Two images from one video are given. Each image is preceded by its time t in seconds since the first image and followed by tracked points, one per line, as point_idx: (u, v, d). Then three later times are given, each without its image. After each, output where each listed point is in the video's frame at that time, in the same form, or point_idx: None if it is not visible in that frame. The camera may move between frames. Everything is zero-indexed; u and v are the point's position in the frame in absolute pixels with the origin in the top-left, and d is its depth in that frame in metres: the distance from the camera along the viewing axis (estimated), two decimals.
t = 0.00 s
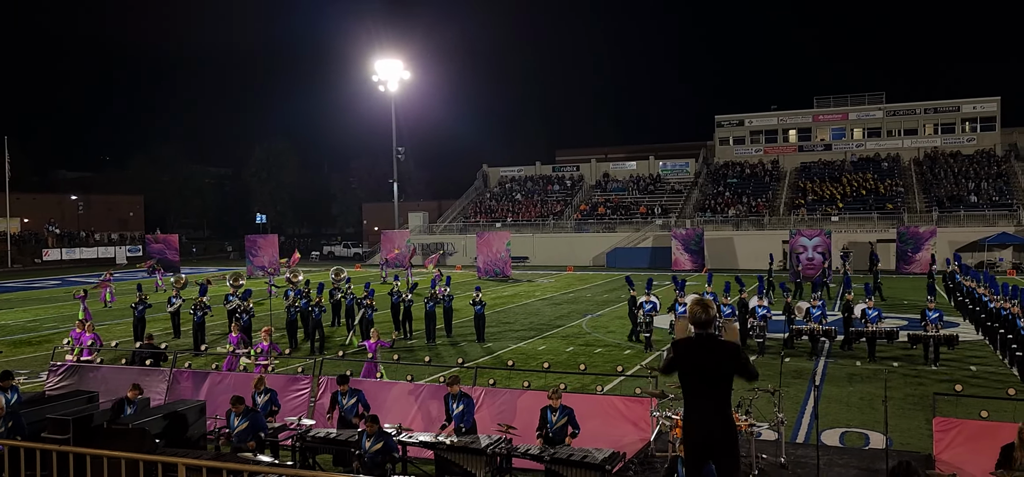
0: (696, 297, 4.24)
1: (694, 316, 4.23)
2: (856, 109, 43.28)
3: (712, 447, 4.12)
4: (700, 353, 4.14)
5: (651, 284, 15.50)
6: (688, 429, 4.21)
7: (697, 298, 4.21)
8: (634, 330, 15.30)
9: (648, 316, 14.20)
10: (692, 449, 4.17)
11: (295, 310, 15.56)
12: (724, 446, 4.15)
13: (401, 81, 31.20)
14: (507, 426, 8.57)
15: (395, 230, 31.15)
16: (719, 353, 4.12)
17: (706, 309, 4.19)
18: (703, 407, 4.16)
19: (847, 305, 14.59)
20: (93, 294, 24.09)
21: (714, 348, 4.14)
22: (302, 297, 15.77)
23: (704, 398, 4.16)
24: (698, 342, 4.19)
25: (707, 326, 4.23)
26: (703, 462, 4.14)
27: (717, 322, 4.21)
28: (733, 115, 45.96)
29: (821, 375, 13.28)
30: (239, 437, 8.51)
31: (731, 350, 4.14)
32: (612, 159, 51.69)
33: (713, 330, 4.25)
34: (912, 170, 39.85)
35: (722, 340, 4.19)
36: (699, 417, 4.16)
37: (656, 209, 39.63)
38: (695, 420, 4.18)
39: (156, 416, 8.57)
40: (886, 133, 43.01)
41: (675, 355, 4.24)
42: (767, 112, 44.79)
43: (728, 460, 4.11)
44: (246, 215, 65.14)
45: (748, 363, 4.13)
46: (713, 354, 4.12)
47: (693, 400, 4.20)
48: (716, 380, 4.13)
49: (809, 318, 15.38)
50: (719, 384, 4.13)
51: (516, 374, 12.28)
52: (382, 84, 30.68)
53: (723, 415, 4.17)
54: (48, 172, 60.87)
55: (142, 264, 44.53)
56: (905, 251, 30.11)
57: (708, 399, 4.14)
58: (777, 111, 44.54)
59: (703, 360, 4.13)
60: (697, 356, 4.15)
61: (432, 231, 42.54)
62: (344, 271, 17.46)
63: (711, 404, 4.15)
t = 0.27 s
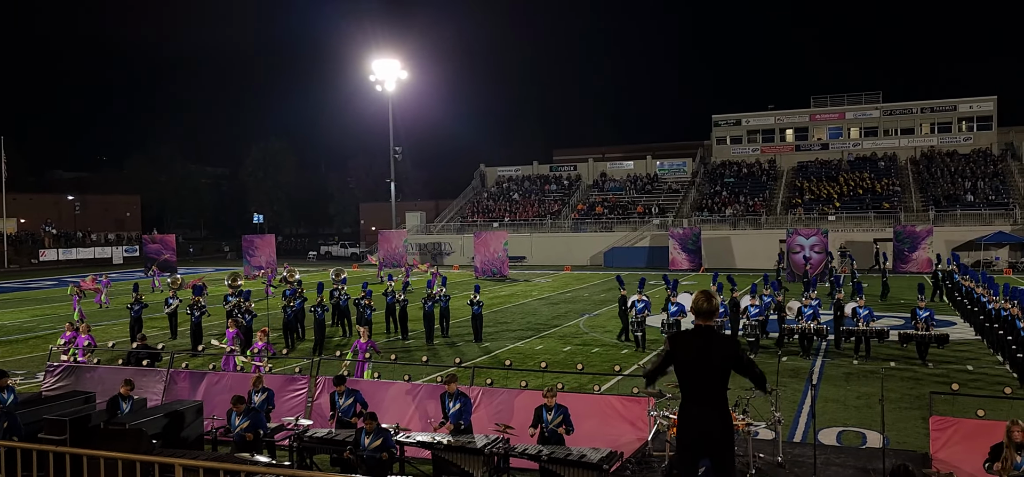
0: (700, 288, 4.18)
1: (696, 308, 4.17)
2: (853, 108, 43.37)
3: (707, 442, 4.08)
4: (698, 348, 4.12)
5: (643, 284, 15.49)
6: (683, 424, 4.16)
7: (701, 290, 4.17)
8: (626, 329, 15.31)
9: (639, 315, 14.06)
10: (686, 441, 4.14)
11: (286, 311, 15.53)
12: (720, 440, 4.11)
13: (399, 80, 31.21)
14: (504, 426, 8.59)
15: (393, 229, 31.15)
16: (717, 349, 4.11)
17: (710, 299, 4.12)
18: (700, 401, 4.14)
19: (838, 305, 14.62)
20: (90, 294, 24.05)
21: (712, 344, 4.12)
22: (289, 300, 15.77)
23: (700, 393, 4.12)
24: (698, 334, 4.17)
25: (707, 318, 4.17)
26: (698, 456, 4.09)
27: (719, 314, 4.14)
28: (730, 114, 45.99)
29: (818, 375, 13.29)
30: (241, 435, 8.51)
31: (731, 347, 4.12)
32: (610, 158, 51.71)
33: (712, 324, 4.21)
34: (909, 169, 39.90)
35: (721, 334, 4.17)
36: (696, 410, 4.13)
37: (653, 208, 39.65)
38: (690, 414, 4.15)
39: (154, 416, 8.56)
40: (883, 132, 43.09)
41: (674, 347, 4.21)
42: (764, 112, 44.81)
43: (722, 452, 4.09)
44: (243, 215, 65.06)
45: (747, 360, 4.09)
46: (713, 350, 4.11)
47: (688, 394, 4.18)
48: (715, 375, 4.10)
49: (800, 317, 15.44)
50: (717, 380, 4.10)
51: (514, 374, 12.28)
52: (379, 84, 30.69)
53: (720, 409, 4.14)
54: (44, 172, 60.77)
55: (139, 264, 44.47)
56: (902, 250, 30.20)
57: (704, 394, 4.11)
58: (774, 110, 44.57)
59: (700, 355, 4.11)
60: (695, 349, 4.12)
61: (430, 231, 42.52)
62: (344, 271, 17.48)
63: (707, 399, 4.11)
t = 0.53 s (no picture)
0: (690, 284, 4.29)
1: (687, 303, 4.28)
2: (852, 108, 43.36)
3: (698, 431, 4.17)
4: (690, 340, 4.21)
5: (636, 284, 15.50)
6: (674, 416, 4.24)
7: (692, 285, 4.28)
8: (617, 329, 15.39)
9: (633, 315, 14.10)
10: (677, 429, 4.22)
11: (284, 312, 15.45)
12: (711, 430, 4.19)
13: (398, 80, 31.14)
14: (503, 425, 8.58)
15: (392, 229, 31.16)
16: (712, 342, 4.19)
17: (699, 294, 4.24)
18: (690, 392, 4.21)
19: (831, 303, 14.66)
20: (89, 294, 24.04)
21: (705, 337, 4.21)
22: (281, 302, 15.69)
23: (691, 384, 4.21)
24: (690, 328, 4.26)
25: (698, 312, 4.28)
26: (688, 442, 4.19)
27: (709, 310, 4.25)
28: (729, 113, 45.94)
29: (817, 374, 13.28)
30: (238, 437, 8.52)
31: (723, 340, 4.22)
32: (609, 157, 51.70)
33: (705, 318, 4.30)
34: (908, 168, 39.87)
35: (713, 328, 4.25)
36: (688, 401, 4.21)
37: (652, 208, 39.64)
38: (681, 406, 4.23)
39: (154, 417, 8.57)
40: (882, 131, 43.10)
41: (667, 340, 4.28)
42: (763, 111, 44.78)
43: (712, 439, 4.19)
44: (242, 215, 65.02)
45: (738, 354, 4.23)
46: (707, 343, 4.19)
47: (679, 385, 4.26)
48: (706, 367, 4.18)
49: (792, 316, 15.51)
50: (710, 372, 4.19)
51: (513, 374, 12.30)
52: (378, 84, 30.67)
53: (712, 401, 4.21)
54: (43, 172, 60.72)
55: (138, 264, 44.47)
56: (901, 249, 30.24)
57: (695, 384, 4.19)
58: (773, 110, 44.55)
59: (692, 347, 4.19)
60: (688, 342, 4.21)
61: (429, 230, 42.53)
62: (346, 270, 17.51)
63: (701, 390, 4.19)
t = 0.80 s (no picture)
0: (676, 282, 4.29)
1: (673, 301, 4.29)
2: (853, 106, 43.31)
3: (685, 427, 4.16)
4: (677, 338, 4.21)
5: (632, 282, 15.49)
6: (662, 414, 4.25)
7: (677, 283, 4.27)
8: (612, 326, 15.46)
9: (628, 313, 14.15)
10: (665, 427, 4.22)
11: (281, 311, 15.55)
12: (700, 426, 4.17)
13: (398, 79, 31.18)
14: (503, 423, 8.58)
15: (393, 227, 31.18)
16: (700, 339, 4.18)
17: (685, 293, 4.24)
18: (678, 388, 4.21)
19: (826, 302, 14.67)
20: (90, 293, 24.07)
21: (692, 335, 4.21)
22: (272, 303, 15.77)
23: (680, 382, 4.20)
24: (677, 326, 4.27)
25: (685, 309, 4.28)
26: (677, 439, 4.18)
27: (695, 307, 4.25)
28: (730, 112, 45.89)
29: (818, 373, 13.28)
30: (236, 435, 8.53)
31: (711, 337, 4.21)
32: (610, 156, 51.68)
33: (691, 315, 4.30)
34: (909, 166, 39.83)
35: (700, 325, 4.25)
36: (677, 398, 4.19)
37: (653, 206, 39.63)
38: (669, 404, 4.21)
39: (154, 415, 8.57)
40: (883, 130, 43.06)
41: (654, 338, 4.29)
42: (764, 109, 44.75)
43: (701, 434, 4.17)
44: (243, 213, 65.04)
45: (729, 351, 4.21)
46: (695, 340, 4.18)
47: (666, 382, 4.26)
48: (692, 363, 4.18)
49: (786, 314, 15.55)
50: (698, 369, 4.18)
51: (514, 372, 12.30)
52: (379, 82, 30.66)
53: (700, 396, 4.21)
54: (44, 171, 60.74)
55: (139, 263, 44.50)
56: (902, 247, 30.23)
57: (683, 381, 4.18)
58: (775, 108, 44.53)
59: (680, 344, 4.19)
60: (675, 340, 4.21)
61: (430, 229, 42.54)
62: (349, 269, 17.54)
63: (690, 386, 4.18)
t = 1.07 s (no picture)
0: (661, 281, 4.28)
1: (658, 300, 4.29)
2: (856, 104, 43.20)
3: (672, 426, 4.16)
4: (664, 337, 4.21)
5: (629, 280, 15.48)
6: (650, 415, 4.23)
7: (663, 282, 4.27)
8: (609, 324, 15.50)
9: (625, 311, 14.15)
10: (657, 427, 4.20)
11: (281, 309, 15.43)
12: (688, 426, 4.19)
13: (401, 77, 31.17)
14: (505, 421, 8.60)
15: (396, 225, 31.19)
16: (685, 338, 4.21)
17: (671, 291, 4.25)
18: (664, 387, 4.22)
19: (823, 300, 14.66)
20: (93, 291, 24.11)
21: (677, 333, 4.22)
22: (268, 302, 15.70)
23: (667, 382, 4.21)
24: (664, 325, 4.27)
25: (671, 308, 4.28)
26: (666, 437, 4.19)
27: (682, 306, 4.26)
28: (732, 110, 45.81)
29: (820, 371, 13.28)
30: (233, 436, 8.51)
31: (697, 336, 4.23)
32: (612, 154, 51.64)
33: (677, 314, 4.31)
34: (913, 164, 39.74)
35: (685, 324, 4.26)
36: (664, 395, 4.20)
37: (656, 204, 39.61)
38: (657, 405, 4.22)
39: (157, 413, 8.59)
40: (886, 127, 42.96)
41: (642, 336, 4.29)
42: (767, 107, 44.68)
43: (689, 434, 4.19)
44: (245, 211, 65.13)
45: (713, 350, 4.24)
46: (681, 340, 4.20)
47: (653, 382, 4.26)
48: (679, 361, 4.19)
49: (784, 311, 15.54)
50: (684, 369, 4.19)
51: (516, 370, 12.30)
52: (381, 80, 30.66)
53: (688, 393, 4.22)
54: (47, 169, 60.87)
55: (142, 261, 44.60)
56: (905, 245, 30.16)
57: (671, 380, 4.18)
58: (777, 106, 44.45)
59: (667, 343, 4.20)
60: (661, 339, 4.22)
61: (433, 227, 42.58)
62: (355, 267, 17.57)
63: (678, 384, 4.19)
